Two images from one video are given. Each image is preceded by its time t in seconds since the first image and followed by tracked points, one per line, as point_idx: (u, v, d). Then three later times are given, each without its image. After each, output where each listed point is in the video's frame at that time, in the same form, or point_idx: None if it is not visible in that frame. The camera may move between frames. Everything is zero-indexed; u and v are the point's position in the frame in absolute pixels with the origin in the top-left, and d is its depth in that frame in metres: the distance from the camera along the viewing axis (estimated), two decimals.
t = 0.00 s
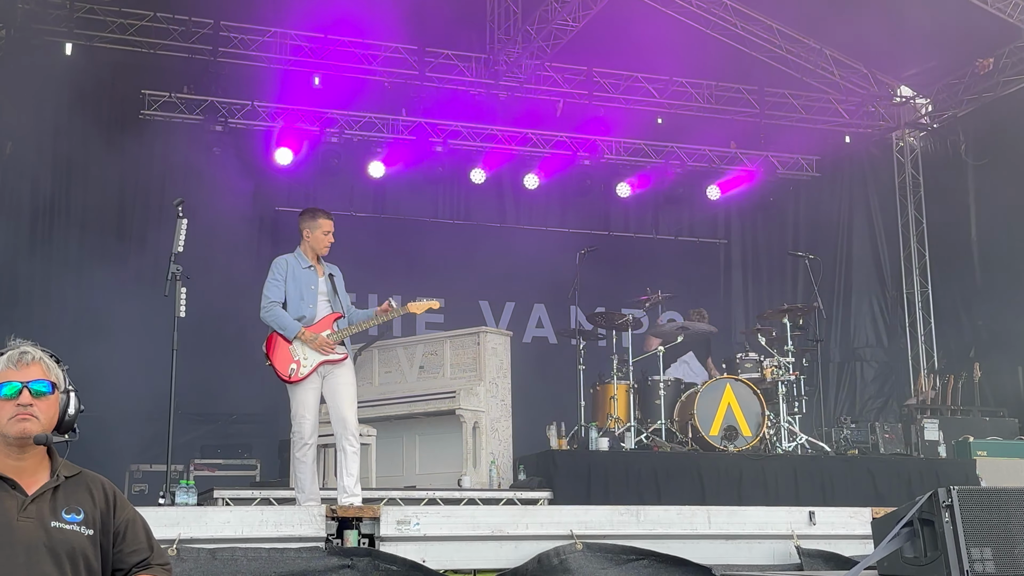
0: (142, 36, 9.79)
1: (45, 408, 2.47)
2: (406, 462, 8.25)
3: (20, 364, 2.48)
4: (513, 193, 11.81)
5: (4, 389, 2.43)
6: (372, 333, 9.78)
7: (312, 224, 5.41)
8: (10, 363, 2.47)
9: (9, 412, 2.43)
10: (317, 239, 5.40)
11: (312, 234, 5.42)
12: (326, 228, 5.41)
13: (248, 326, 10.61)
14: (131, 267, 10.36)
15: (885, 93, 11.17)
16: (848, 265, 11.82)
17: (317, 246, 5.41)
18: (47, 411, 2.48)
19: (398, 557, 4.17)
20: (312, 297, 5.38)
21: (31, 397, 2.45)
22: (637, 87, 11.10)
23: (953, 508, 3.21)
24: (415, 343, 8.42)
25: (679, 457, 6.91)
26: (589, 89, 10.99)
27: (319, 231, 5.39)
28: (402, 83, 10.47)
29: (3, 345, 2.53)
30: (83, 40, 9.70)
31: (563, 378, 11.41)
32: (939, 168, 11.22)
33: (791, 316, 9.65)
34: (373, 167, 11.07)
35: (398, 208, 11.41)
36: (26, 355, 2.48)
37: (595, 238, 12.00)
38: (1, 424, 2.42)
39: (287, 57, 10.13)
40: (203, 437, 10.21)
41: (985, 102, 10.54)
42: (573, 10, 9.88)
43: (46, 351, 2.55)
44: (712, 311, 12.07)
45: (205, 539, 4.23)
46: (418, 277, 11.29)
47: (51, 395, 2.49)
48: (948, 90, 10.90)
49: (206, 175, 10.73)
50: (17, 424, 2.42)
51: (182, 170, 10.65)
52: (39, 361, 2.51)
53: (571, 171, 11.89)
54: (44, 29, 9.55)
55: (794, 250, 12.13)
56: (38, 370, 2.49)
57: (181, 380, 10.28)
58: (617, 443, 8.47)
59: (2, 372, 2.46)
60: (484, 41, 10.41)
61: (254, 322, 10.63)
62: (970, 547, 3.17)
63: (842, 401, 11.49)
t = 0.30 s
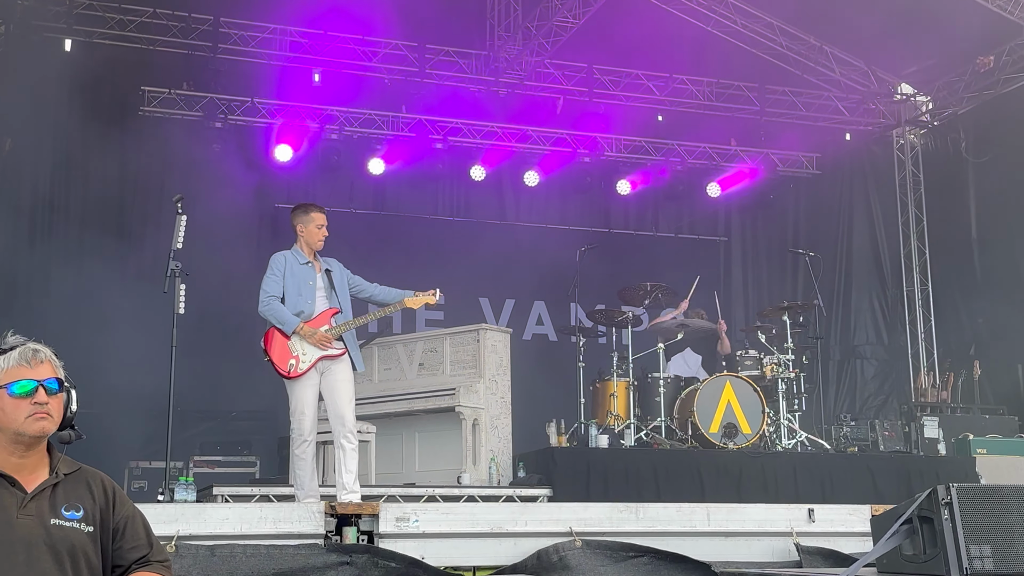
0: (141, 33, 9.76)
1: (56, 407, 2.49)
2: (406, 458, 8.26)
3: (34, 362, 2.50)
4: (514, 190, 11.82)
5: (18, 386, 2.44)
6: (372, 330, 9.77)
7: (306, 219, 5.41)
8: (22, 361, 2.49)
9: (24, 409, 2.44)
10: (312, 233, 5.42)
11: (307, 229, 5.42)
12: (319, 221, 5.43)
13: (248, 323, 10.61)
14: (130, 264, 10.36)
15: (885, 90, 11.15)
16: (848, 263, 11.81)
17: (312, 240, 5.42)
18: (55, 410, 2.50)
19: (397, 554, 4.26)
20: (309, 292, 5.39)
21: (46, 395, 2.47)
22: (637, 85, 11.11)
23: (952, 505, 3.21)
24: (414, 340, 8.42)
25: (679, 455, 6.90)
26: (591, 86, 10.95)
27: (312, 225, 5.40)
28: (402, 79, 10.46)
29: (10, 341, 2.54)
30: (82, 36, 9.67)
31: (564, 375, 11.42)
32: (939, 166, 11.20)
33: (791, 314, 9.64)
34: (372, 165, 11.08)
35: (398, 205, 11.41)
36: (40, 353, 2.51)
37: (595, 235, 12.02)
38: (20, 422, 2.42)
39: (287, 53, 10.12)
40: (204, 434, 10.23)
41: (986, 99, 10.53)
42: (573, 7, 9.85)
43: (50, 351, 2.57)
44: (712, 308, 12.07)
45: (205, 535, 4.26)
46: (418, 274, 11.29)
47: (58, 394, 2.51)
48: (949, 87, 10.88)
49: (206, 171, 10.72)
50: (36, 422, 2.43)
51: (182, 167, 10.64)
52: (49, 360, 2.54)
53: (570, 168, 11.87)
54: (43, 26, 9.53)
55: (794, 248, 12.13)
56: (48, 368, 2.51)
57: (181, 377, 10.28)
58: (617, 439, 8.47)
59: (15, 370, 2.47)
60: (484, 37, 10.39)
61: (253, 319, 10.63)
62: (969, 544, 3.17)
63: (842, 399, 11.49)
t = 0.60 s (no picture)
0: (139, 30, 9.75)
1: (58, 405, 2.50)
2: (405, 455, 8.27)
3: (37, 359, 2.50)
4: (513, 187, 11.82)
5: (23, 383, 2.44)
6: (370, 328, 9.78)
7: (300, 221, 5.31)
8: (26, 358, 2.49)
9: (30, 407, 2.44)
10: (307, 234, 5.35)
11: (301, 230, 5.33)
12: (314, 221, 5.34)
13: (246, 320, 10.61)
14: (129, 261, 10.36)
15: (883, 88, 11.17)
16: (846, 261, 11.84)
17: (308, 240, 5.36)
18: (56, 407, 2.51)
19: (394, 551, 4.31)
20: (304, 291, 5.37)
21: (50, 392, 2.48)
22: (635, 83, 11.07)
23: (948, 503, 3.21)
24: (412, 337, 8.42)
25: (676, 452, 6.90)
26: (589, 83, 10.85)
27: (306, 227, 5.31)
28: (400, 77, 10.47)
29: (12, 337, 2.53)
30: (79, 32, 9.64)
31: (562, 373, 11.42)
32: (937, 164, 11.22)
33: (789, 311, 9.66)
34: (371, 162, 11.05)
35: (396, 203, 11.38)
36: (43, 350, 2.51)
37: (594, 233, 11.97)
38: (23, 419, 2.41)
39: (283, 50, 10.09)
40: (202, 431, 10.23)
41: (983, 98, 10.54)
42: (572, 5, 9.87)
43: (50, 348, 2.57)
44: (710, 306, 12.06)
45: (201, 533, 4.28)
46: (416, 271, 11.27)
47: (59, 391, 2.52)
48: (947, 85, 10.89)
49: (204, 169, 10.72)
50: (40, 419, 2.43)
51: (180, 164, 10.63)
52: (52, 358, 2.55)
53: (569, 165, 11.89)
54: (41, 23, 9.53)
55: (792, 246, 12.13)
56: (50, 366, 2.52)
57: (180, 374, 10.29)
58: (614, 437, 8.47)
59: (19, 367, 2.47)
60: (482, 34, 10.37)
61: (252, 316, 10.63)
62: (965, 542, 3.17)
63: (840, 397, 11.50)
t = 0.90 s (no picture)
0: (135, 27, 9.77)
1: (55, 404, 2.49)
2: (401, 453, 8.26)
3: (33, 357, 2.49)
4: (509, 185, 11.80)
5: (18, 381, 2.44)
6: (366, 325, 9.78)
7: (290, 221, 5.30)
8: (22, 356, 2.48)
9: (25, 405, 2.43)
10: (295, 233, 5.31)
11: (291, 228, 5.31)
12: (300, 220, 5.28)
13: (242, 318, 10.59)
14: (124, 258, 10.34)
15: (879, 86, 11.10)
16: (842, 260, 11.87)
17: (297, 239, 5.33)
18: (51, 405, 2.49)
19: (389, 548, 4.30)
20: (296, 289, 5.36)
21: (45, 390, 2.46)
22: (631, 81, 11.11)
23: (942, 502, 3.21)
24: (408, 335, 8.40)
25: (672, 450, 6.91)
26: (584, 81, 10.89)
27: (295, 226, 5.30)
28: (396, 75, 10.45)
29: (8, 335, 2.52)
30: (75, 30, 9.65)
31: (558, 371, 11.43)
32: (934, 163, 11.24)
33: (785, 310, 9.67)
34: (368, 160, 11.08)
35: (393, 201, 11.37)
36: (39, 348, 2.50)
37: (590, 231, 11.96)
38: (19, 416, 2.41)
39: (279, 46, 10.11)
40: (198, 428, 10.22)
41: (980, 97, 10.57)
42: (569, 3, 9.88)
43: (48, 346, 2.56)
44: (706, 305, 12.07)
45: (196, 531, 4.29)
46: (412, 269, 11.24)
47: (54, 389, 2.50)
48: (943, 84, 10.91)
49: (200, 166, 10.69)
50: (36, 417, 2.42)
51: (176, 161, 10.61)
52: (49, 356, 2.53)
53: (566, 163, 11.95)
54: (37, 20, 9.51)
55: (788, 245, 12.14)
56: (45, 365, 2.50)
57: (175, 373, 10.27)
58: (610, 436, 8.47)
59: (14, 364, 2.46)
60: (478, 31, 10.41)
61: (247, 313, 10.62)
62: (959, 540, 3.17)
63: (835, 395, 11.50)
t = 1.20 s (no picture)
0: (129, 25, 9.73)
1: (32, 400, 2.46)
2: (393, 453, 8.25)
3: (11, 354, 2.47)
4: (503, 185, 11.80)
5: None
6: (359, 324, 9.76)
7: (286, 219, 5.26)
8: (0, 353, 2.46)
9: None
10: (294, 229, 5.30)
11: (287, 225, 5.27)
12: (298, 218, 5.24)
13: (234, 317, 10.57)
14: (117, 257, 10.30)
15: (873, 87, 11.22)
16: (834, 260, 11.90)
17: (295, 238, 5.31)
18: (32, 402, 2.48)
19: (382, 546, 4.30)
20: (287, 289, 5.35)
21: (20, 388, 2.44)
22: (624, 80, 11.12)
23: (934, 501, 3.22)
24: (401, 334, 8.39)
25: (665, 449, 6.92)
26: (577, 82, 10.92)
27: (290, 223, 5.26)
28: (390, 74, 10.46)
29: None
30: (68, 28, 9.60)
31: (551, 371, 11.43)
32: (926, 163, 11.29)
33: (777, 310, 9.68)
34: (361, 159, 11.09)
35: (386, 200, 11.36)
36: (15, 346, 2.47)
37: (583, 230, 11.97)
38: None
39: (272, 45, 10.04)
40: (190, 427, 10.19)
41: (972, 97, 10.61)
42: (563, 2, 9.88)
43: (32, 342, 2.54)
44: (699, 305, 12.08)
45: (188, 529, 4.29)
46: (405, 268, 11.23)
47: (36, 386, 2.48)
48: (935, 85, 10.95)
49: (193, 164, 10.66)
50: (8, 415, 2.41)
51: (169, 160, 10.59)
52: (29, 352, 2.51)
53: (559, 163, 11.91)
54: (30, 17, 9.47)
55: (781, 245, 12.16)
56: (25, 361, 2.48)
57: (167, 372, 10.24)
58: (603, 436, 8.46)
59: None
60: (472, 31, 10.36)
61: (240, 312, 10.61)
62: (952, 539, 3.18)
63: (827, 395, 11.53)
